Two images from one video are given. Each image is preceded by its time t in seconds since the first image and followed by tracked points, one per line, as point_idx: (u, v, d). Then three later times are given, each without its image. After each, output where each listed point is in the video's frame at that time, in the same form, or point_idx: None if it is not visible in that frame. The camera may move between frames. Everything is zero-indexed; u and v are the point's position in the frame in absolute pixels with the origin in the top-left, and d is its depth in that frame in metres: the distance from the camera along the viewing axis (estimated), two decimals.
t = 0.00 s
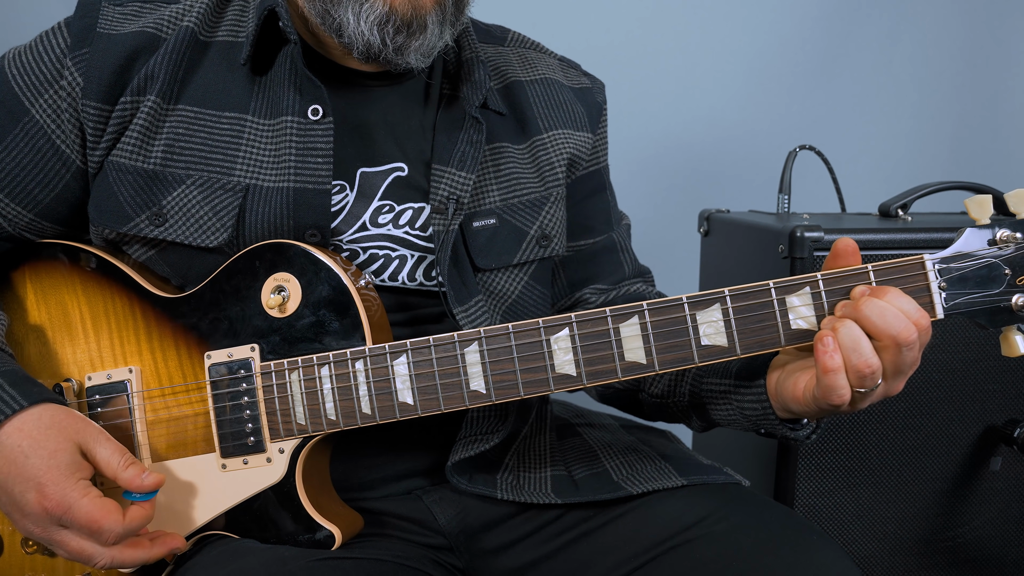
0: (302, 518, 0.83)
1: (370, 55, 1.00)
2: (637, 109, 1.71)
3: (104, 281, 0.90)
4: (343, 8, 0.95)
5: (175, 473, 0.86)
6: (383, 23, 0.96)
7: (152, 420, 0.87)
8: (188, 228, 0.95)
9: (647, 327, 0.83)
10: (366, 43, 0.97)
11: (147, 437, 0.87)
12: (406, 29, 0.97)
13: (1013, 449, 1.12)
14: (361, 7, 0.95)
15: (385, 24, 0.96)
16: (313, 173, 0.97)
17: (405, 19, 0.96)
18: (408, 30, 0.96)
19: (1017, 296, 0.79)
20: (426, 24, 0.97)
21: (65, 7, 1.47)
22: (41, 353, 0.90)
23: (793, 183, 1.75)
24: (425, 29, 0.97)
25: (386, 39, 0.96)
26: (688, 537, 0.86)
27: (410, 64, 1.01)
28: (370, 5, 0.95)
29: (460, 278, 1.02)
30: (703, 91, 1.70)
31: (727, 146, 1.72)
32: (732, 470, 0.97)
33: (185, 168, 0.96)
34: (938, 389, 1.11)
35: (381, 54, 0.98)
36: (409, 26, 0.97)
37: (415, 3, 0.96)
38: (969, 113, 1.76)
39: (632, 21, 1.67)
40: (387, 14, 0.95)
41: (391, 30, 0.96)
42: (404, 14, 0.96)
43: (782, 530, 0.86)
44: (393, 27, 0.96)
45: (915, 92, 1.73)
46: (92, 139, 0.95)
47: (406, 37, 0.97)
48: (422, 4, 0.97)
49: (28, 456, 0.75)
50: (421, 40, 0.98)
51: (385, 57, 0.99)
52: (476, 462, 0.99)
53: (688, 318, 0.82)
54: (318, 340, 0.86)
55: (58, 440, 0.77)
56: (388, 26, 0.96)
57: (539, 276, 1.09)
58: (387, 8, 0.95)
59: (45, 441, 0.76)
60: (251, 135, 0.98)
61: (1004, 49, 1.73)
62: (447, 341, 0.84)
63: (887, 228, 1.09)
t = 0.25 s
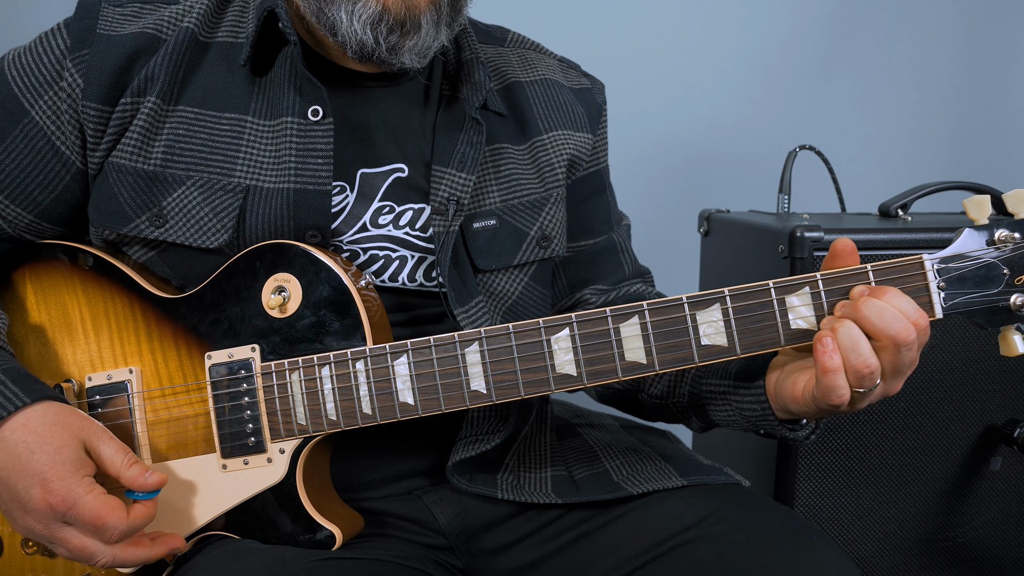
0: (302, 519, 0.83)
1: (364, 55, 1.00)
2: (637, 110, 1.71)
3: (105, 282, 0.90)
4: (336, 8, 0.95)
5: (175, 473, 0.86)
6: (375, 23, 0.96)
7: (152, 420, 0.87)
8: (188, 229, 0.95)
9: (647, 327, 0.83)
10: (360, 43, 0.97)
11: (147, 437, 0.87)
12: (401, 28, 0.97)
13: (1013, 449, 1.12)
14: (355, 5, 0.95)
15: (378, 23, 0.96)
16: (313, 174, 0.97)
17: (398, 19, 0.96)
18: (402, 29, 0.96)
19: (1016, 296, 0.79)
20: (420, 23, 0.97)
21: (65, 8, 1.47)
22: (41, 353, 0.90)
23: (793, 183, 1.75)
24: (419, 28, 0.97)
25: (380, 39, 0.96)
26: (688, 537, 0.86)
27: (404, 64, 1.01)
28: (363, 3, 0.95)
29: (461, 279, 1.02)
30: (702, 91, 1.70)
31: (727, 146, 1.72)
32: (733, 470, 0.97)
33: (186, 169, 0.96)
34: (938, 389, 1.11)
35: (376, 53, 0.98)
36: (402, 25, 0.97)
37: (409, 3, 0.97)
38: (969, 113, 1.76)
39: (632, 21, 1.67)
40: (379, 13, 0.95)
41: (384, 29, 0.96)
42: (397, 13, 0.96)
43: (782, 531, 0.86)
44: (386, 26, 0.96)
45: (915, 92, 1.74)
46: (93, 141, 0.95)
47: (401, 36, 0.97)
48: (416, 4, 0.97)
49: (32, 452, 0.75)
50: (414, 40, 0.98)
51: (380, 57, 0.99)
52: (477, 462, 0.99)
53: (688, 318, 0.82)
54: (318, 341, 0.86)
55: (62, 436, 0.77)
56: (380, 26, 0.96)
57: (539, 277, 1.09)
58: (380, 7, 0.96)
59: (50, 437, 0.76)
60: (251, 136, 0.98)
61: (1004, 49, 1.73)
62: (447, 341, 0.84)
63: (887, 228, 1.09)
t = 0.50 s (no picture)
0: (301, 519, 0.83)
1: (364, 53, 1.00)
2: (637, 110, 1.71)
3: (106, 281, 0.90)
4: (336, 7, 0.95)
5: (174, 473, 0.86)
6: (375, 21, 0.96)
7: (152, 420, 0.87)
8: (189, 228, 0.95)
9: (647, 326, 0.82)
10: (360, 41, 0.97)
11: (147, 437, 0.87)
12: (401, 27, 0.97)
13: (1014, 449, 1.12)
14: (355, 4, 0.95)
15: (378, 21, 0.96)
16: (314, 173, 0.97)
17: (399, 18, 0.96)
18: (403, 28, 0.96)
19: (1018, 296, 0.79)
20: (421, 22, 0.97)
21: (64, 7, 1.47)
22: (41, 353, 0.89)
23: (793, 183, 1.75)
24: (419, 28, 0.97)
25: (380, 37, 0.96)
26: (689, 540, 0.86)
27: (404, 63, 1.01)
28: (364, 1, 0.95)
29: (461, 279, 1.02)
30: (703, 91, 1.70)
31: (727, 146, 1.72)
32: (733, 482, 0.98)
33: (187, 169, 0.96)
34: (939, 389, 1.11)
35: (376, 52, 0.98)
36: (402, 24, 0.96)
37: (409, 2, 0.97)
38: (969, 113, 1.76)
39: (633, 21, 1.67)
40: (380, 11, 0.95)
41: (384, 28, 0.96)
42: (398, 12, 0.96)
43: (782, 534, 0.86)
44: (386, 24, 0.96)
45: (916, 92, 1.73)
46: (94, 140, 0.95)
47: (401, 35, 0.97)
48: (416, 3, 0.97)
49: (33, 451, 0.75)
50: (414, 38, 0.98)
51: (380, 55, 0.99)
52: (477, 463, 0.99)
53: (688, 318, 0.82)
54: (319, 340, 0.86)
55: (63, 435, 0.77)
56: (381, 24, 0.96)
57: (539, 277, 1.09)
58: (381, 5, 0.96)
59: (50, 437, 0.76)
60: (252, 135, 0.98)
61: (1004, 49, 1.73)
62: (447, 340, 0.84)
63: (887, 228, 1.09)
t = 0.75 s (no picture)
0: (303, 517, 0.83)
1: (368, 54, 1.00)
2: (638, 110, 1.71)
3: (109, 280, 0.90)
4: (340, 7, 0.96)
5: (176, 472, 0.86)
6: (380, 20, 0.96)
7: (154, 419, 0.87)
8: (192, 227, 0.95)
9: (648, 324, 0.83)
10: (365, 42, 0.97)
11: (149, 436, 0.87)
12: (405, 28, 0.97)
13: (1013, 449, 1.12)
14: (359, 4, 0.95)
15: (383, 21, 0.96)
16: (317, 173, 0.97)
17: (403, 18, 0.97)
18: (407, 29, 0.97)
19: (1014, 295, 0.79)
20: (424, 23, 0.97)
21: (65, 7, 1.47)
22: (41, 352, 0.89)
23: (793, 184, 1.75)
24: (422, 28, 0.98)
25: (384, 37, 0.97)
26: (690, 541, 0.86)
27: (407, 64, 1.01)
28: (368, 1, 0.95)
29: (463, 279, 1.03)
30: (703, 92, 1.70)
31: (727, 146, 1.73)
32: (733, 481, 0.98)
33: (191, 168, 0.97)
34: (938, 389, 1.11)
35: (380, 53, 0.99)
36: (406, 24, 0.97)
37: (414, 3, 0.97)
38: (969, 114, 1.77)
39: (634, 22, 1.68)
40: (385, 11, 0.96)
41: (389, 28, 0.96)
42: (402, 13, 0.97)
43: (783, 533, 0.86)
44: (391, 24, 0.96)
45: (915, 93, 1.74)
46: (99, 140, 0.95)
47: (405, 36, 0.97)
48: (420, 4, 0.97)
49: None
50: (418, 39, 0.98)
51: (384, 56, 0.99)
52: (478, 462, 0.99)
53: (689, 316, 0.82)
54: (321, 339, 0.86)
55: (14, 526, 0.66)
56: (386, 24, 0.96)
57: (540, 278, 1.09)
58: (386, 6, 0.96)
59: None
60: (256, 135, 0.98)
61: (1004, 51, 1.74)
62: (449, 338, 0.84)
63: (887, 228, 1.09)
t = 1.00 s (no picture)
0: (304, 516, 0.83)
1: (368, 51, 1.00)
2: (637, 110, 1.71)
3: (108, 279, 0.90)
4: (341, 4, 0.96)
5: (176, 471, 0.86)
6: (380, 18, 0.96)
7: (154, 418, 0.88)
8: (192, 226, 0.95)
9: (647, 322, 0.83)
10: (364, 39, 0.97)
11: (149, 435, 0.87)
12: (404, 26, 0.97)
13: (1013, 449, 1.12)
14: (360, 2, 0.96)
15: (383, 19, 0.96)
16: (316, 171, 0.97)
17: (403, 16, 0.97)
18: (406, 26, 0.97)
19: (1011, 292, 0.79)
20: (423, 21, 0.97)
21: (64, 7, 1.47)
22: (41, 351, 0.90)
23: (793, 184, 1.76)
24: (422, 26, 0.97)
25: (384, 35, 0.97)
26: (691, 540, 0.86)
27: (406, 62, 1.01)
28: None
29: (463, 276, 1.03)
30: (703, 92, 1.70)
31: (727, 147, 1.73)
32: (732, 478, 0.98)
33: (190, 166, 0.97)
34: (938, 389, 1.11)
35: (379, 51, 0.99)
36: (405, 22, 0.97)
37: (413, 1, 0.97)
38: (969, 114, 1.77)
39: (633, 22, 1.68)
40: (385, 9, 0.96)
41: (388, 26, 0.96)
42: (402, 10, 0.97)
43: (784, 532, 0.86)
44: (390, 22, 0.96)
45: (915, 93, 1.74)
46: (98, 138, 0.95)
47: (404, 34, 0.97)
48: (420, 3, 0.97)
49: None
50: (417, 37, 0.98)
51: (383, 54, 0.99)
52: (478, 460, 0.99)
53: (688, 314, 0.82)
54: (321, 338, 0.86)
55: None
56: (386, 21, 0.96)
57: (540, 274, 1.09)
58: (385, 4, 0.96)
59: None
60: (256, 134, 0.98)
61: (1003, 51, 1.74)
62: (449, 337, 0.84)
63: (887, 228, 1.09)
